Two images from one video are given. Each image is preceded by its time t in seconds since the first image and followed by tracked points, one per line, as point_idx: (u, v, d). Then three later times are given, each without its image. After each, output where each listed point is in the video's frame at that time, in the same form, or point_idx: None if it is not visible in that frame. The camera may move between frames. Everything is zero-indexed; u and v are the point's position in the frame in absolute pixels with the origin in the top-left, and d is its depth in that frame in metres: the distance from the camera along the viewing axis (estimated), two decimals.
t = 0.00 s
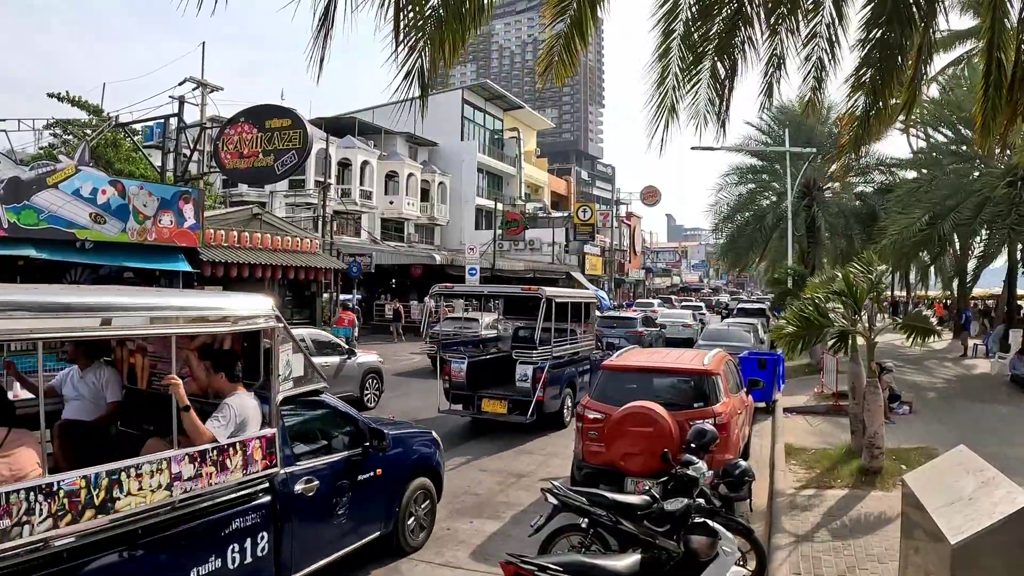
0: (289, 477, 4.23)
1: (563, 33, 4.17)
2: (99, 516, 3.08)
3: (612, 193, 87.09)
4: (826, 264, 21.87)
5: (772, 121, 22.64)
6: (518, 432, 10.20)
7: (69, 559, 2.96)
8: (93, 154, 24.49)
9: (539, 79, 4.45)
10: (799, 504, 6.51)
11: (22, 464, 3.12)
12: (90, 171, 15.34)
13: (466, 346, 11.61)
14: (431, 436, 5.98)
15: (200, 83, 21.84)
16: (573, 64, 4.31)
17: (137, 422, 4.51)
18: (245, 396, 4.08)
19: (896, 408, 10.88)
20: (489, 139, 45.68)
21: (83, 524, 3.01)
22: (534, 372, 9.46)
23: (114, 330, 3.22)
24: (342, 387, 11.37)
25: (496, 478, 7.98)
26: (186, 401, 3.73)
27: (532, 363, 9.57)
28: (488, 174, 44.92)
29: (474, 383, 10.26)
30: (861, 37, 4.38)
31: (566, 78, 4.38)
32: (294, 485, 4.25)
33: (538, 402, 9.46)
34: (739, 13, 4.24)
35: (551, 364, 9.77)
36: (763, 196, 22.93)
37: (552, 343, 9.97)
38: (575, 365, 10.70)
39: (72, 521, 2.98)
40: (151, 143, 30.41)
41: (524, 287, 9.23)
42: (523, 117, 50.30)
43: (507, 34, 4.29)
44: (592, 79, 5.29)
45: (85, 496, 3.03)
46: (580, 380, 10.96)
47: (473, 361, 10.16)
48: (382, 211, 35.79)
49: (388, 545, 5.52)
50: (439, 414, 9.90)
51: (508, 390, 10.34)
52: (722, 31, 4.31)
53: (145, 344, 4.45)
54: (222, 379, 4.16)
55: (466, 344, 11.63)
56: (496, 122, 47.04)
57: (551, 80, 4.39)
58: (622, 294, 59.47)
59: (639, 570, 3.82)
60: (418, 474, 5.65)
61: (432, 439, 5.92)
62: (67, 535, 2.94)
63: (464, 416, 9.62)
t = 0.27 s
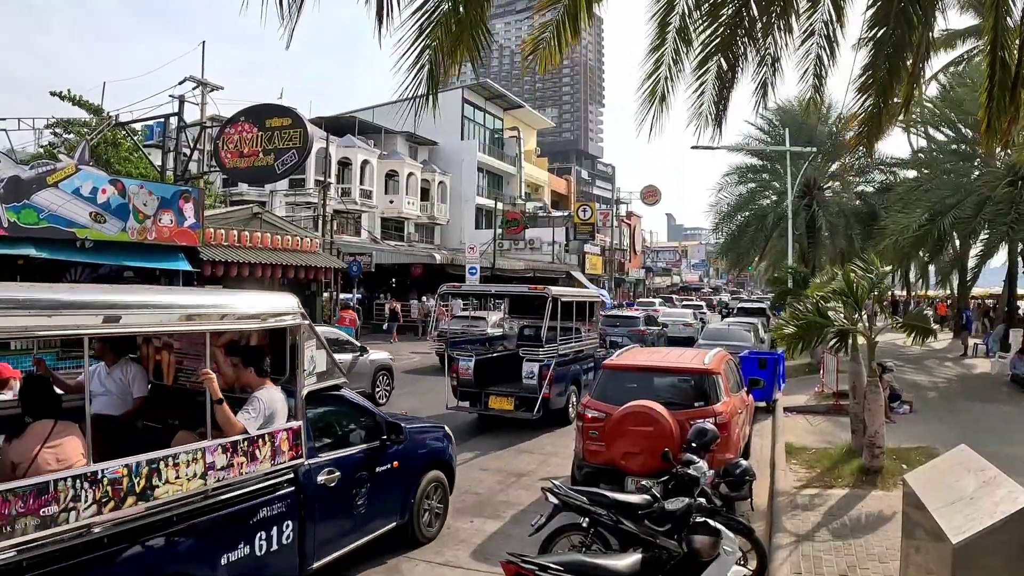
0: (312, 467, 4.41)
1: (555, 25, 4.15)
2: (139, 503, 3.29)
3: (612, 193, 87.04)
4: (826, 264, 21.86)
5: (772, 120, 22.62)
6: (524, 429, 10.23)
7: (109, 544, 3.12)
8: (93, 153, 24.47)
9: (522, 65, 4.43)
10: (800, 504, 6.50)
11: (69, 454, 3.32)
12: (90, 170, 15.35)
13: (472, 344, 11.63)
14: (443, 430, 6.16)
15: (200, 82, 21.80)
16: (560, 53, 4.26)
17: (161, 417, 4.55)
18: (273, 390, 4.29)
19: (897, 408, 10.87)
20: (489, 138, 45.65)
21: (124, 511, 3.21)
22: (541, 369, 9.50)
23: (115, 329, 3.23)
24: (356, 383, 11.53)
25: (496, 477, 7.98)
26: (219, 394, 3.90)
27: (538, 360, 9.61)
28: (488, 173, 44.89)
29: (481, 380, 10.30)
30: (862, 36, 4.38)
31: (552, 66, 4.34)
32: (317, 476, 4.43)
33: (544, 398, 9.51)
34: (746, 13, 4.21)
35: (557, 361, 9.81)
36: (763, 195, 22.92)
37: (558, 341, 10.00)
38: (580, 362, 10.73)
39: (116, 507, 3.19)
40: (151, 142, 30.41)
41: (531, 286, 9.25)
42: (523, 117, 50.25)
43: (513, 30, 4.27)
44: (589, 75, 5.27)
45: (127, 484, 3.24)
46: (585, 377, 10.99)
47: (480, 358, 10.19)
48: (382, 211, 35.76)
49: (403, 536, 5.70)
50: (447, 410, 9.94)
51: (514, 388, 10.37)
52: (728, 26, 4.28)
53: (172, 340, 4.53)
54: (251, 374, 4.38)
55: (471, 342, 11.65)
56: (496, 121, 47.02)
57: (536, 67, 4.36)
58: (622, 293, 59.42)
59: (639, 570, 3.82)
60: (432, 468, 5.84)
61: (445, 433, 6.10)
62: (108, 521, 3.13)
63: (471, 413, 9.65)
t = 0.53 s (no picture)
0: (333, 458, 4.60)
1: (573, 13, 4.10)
2: (175, 492, 3.48)
3: (612, 192, 86.99)
4: (826, 263, 21.87)
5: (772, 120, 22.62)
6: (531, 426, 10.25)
7: (148, 530, 3.28)
8: (93, 152, 24.43)
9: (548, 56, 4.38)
10: (800, 503, 6.50)
11: (111, 445, 3.46)
12: (89, 169, 15.37)
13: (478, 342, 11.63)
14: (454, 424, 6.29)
15: (200, 81, 21.74)
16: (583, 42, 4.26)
17: (184, 411, 4.70)
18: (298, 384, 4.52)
19: (897, 407, 10.86)
20: (489, 137, 45.64)
21: (160, 499, 3.40)
22: (547, 366, 9.53)
23: (112, 326, 3.19)
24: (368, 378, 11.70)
25: (496, 476, 7.97)
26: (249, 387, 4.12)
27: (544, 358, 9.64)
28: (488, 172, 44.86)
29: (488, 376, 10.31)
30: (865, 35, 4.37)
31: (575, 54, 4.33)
32: (338, 467, 4.61)
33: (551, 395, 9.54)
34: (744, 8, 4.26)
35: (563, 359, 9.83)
36: (763, 194, 22.93)
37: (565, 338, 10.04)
38: (585, 359, 10.76)
39: (155, 495, 3.40)
40: (151, 141, 30.36)
41: (537, 285, 9.27)
42: (522, 116, 50.22)
43: (517, 29, 4.27)
44: (589, 72, 5.25)
45: (166, 472, 3.46)
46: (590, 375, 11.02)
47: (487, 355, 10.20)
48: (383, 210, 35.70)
49: (417, 527, 5.88)
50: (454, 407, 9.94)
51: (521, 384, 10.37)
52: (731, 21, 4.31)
53: (197, 337, 4.75)
54: (277, 368, 4.64)
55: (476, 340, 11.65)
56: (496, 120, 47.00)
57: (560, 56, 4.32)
58: (622, 292, 59.38)
59: (640, 569, 3.82)
60: (445, 461, 6.00)
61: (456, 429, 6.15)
62: (146, 508, 3.31)
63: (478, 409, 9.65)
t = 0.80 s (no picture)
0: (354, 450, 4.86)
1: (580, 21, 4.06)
2: (212, 479, 3.73)
3: (612, 191, 86.94)
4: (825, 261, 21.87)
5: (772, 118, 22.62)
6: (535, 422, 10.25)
7: (184, 516, 3.56)
8: (93, 150, 24.40)
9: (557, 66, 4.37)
10: (800, 502, 6.50)
11: (153, 435, 3.69)
12: (89, 168, 15.41)
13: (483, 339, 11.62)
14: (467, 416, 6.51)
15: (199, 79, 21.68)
16: (586, 52, 4.21)
17: (210, 406, 5.06)
18: (324, 376, 4.61)
19: (897, 406, 10.86)
20: (489, 136, 45.62)
21: (198, 486, 3.64)
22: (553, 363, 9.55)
23: (117, 324, 3.19)
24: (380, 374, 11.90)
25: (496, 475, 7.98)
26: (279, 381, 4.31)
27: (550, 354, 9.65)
28: (488, 171, 44.84)
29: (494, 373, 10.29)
30: (865, 32, 4.34)
31: (582, 66, 4.28)
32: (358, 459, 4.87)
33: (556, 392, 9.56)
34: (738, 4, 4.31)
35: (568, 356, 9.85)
36: (762, 193, 22.94)
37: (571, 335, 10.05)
38: (590, 356, 10.77)
39: (195, 481, 3.64)
40: (150, 140, 30.34)
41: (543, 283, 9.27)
42: (522, 114, 50.19)
43: (517, 28, 4.28)
44: (588, 69, 5.22)
45: (204, 460, 3.68)
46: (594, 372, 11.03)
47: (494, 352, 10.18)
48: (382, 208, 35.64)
49: (429, 516, 6.14)
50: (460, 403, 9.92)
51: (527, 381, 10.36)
52: (720, 19, 4.36)
53: (222, 335, 5.10)
54: (304, 363, 4.60)
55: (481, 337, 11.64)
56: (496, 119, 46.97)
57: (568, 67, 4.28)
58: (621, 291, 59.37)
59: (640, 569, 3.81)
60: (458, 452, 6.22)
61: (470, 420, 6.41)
62: (184, 495, 3.56)
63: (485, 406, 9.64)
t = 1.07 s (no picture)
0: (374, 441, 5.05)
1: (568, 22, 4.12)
2: (243, 469, 3.85)
3: (611, 190, 86.89)
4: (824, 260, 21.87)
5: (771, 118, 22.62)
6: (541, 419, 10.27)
7: (216, 504, 3.69)
8: (92, 149, 24.40)
9: (541, 69, 4.37)
10: (800, 502, 6.49)
11: (188, 426, 3.79)
12: (88, 167, 15.43)
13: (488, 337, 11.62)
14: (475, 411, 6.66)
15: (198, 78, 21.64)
16: (575, 53, 4.22)
17: (228, 401, 5.05)
18: (346, 371, 4.90)
19: (897, 405, 10.85)
20: (488, 135, 45.62)
21: (230, 475, 3.77)
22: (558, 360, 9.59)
23: (122, 320, 3.28)
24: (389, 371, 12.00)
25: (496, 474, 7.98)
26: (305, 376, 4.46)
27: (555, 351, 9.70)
28: (488, 170, 44.82)
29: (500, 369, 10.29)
30: (863, 27, 4.33)
31: (569, 67, 4.29)
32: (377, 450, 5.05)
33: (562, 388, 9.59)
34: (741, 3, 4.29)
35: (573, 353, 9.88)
36: (761, 193, 22.96)
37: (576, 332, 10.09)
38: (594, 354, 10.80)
39: (227, 471, 3.77)
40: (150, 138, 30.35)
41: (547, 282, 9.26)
42: (522, 114, 50.17)
43: (513, 28, 4.29)
44: (586, 69, 5.20)
45: (236, 450, 3.81)
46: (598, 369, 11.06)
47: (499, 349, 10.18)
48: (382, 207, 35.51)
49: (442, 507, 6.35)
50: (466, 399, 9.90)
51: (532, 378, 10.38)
52: (720, 18, 4.35)
53: (244, 332, 5.03)
54: (327, 359, 4.89)
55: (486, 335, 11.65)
56: (496, 118, 46.95)
57: (552, 70, 4.31)
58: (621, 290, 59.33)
59: (640, 568, 3.81)
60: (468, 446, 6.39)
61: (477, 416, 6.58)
62: (217, 484, 3.69)
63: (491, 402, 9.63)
